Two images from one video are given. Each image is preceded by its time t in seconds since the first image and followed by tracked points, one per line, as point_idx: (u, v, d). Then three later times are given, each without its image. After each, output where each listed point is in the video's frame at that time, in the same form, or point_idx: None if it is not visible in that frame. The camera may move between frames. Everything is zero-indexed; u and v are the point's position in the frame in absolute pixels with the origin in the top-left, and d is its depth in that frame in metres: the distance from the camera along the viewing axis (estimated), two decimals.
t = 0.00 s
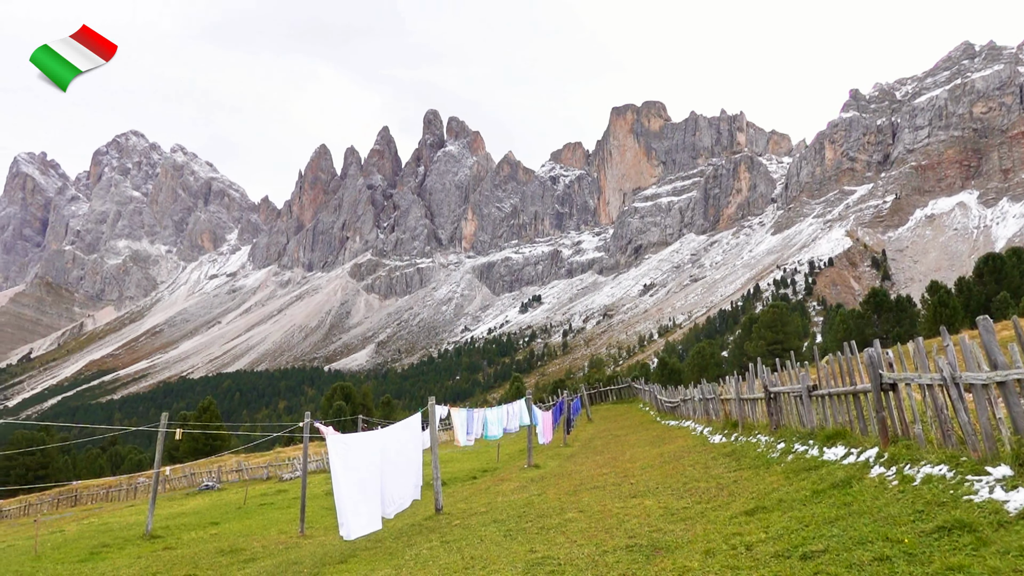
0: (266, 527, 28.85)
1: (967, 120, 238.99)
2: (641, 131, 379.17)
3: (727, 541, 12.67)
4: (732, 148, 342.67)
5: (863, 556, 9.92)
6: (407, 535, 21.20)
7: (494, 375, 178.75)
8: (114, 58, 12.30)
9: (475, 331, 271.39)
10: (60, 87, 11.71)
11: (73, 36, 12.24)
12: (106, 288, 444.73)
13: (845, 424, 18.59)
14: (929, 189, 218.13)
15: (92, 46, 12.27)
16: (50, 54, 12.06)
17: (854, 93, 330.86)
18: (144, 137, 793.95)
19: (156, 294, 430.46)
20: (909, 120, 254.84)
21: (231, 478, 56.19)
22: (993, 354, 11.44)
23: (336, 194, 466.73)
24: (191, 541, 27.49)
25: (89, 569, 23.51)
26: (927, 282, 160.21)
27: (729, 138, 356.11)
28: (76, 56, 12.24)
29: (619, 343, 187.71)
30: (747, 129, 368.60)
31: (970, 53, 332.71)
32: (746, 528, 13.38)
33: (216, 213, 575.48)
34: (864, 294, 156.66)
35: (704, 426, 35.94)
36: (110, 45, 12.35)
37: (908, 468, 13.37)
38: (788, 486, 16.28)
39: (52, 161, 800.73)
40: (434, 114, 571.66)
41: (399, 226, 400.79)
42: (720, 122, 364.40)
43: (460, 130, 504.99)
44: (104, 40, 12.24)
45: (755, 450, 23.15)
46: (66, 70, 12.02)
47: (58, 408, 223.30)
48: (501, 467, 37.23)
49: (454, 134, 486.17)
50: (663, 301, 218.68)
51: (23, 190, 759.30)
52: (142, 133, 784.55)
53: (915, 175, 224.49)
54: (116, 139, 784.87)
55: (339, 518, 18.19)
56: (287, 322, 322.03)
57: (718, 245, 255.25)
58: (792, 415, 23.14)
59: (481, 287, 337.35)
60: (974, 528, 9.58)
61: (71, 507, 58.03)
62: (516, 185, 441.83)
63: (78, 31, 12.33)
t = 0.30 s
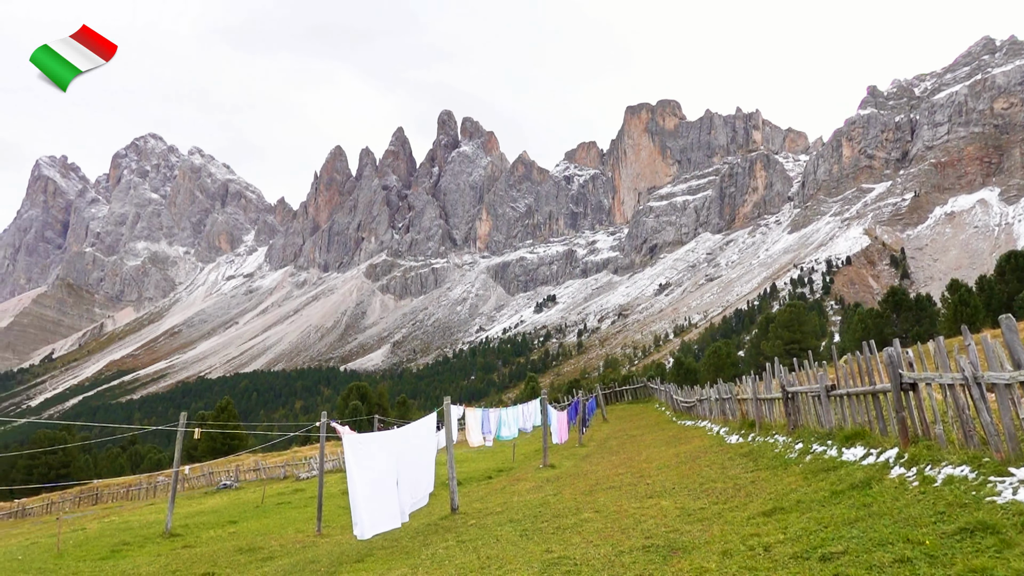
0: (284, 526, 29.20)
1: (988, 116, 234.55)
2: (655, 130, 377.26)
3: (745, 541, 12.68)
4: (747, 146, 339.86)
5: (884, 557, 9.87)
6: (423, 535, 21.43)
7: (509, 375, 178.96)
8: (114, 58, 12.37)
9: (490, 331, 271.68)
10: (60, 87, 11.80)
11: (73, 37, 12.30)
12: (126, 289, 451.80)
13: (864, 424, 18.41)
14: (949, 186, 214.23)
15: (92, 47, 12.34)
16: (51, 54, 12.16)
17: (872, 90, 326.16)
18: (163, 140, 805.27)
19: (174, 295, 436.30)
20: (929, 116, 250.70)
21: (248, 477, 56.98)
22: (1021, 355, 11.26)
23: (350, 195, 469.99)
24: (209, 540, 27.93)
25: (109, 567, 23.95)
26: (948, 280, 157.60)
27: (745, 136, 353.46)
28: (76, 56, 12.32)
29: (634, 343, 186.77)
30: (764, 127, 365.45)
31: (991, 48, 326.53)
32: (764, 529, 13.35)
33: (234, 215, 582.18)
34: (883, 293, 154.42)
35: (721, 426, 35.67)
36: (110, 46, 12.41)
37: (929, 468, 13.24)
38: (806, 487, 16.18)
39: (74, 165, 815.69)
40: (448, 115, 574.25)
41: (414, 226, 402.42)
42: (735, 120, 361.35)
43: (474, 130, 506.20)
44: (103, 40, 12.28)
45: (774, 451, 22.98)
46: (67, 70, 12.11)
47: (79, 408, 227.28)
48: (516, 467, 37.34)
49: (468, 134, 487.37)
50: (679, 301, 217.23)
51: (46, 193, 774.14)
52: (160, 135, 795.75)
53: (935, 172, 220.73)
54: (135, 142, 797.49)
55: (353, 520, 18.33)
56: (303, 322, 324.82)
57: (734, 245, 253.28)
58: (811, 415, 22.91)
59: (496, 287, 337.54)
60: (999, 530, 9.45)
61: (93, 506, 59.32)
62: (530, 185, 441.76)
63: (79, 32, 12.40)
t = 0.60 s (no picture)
0: (301, 525, 29.52)
1: (1010, 112, 230.13)
2: (670, 129, 375.41)
3: (764, 543, 12.64)
4: (763, 144, 336.87)
5: (905, 559, 9.81)
6: (439, 534, 21.62)
7: (524, 375, 178.92)
8: (113, 57, 12.76)
9: (505, 331, 271.85)
10: (60, 87, 12.21)
11: (74, 37, 12.73)
12: (145, 290, 458.58)
13: (884, 424, 18.24)
14: (969, 184, 210.34)
15: (91, 46, 12.70)
16: (50, 54, 12.56)
17: (890, 87, 321.68)
18: (181, 143, 816.15)
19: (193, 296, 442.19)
20: (948, 113, 246.66)
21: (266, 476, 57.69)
22: None
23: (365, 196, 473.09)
24: (228, 538, 28.39)
25: (128, 565, 24.34)
26: (969, 279, 154.91)
27: (761, 134, 350.72)
28: (76, 56, 12.72)
29: (649, 343, 185.99)
30: (780, 125, 361.62)
31: (1013, 43, 320.32)
32: (782, 530, 13.32)
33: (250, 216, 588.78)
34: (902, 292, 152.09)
35: (738, 426, 35.45)
36: (110, 46, 12.80)
37: (950, 470, 13.13)
38: (825, 488, 16.10)
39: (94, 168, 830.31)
40: (462, 115, 575.92)
41: (429, 227, 403.89)
42: (751, 118, 358.23)
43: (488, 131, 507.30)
44: (103, 40, 12.68)
45: (791, 451, 22.83)
46: (67, 70, 12.54)
47: (101, 408, 231.55)
48: (531, 467, 37.45)
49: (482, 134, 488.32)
50: (694, 300, 216.02)
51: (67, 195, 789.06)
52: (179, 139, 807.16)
53: (955, 169, 217.08)
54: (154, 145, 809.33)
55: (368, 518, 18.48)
56: (319, 323, 327.38)
57: (750, 244, 251.20)
58: (829, 416, 22.69)
59: (511, 287, 337.73)
60: (1022, 533, 9.37)
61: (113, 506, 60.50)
62: (544, 185, 441.47)
63: (79, 31, 12.79)
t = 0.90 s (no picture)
0: (319, 525, 29.92)
1: None
2: (686, 128, 373.34)
3: (784, 545, 12.62)
4: (781, 143, 333.29)
5: (927, 563, 9.74)
6: (457, 535, 21.78)
7: (541, 375, 179.11)
8: (113, 57, 13.08)
9: (521, 332, 271.89)
10: (60, 88, 12.56)
11: (73, 36, 13.03)
12: (165, 292, 466.02)
13: (906, 425, 18.02)
14: (992, 181, 205.92)
15: (92, 47, 13.08)
16: (51, 54, 12.91)
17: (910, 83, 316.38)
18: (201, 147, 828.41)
19: (212, 298, 448.64)
20: (970, 110, 241.92)
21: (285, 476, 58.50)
22: None
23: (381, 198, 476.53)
24: (248, 538, 28.88)
25: (150, 564, 24.93)
26: (993, 278, 151.68)
27: (779, 132, 347.02)
28: (76, 56, 13.06)
29: (666, 344, 184.94)
30: (797, 123, 357.18)
31: None
32: (803, 532, 13.25)
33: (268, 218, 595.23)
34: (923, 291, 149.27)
35: (756, 428, 35.12)
36: (110, 46, 13.12)
37: (974, 472, 12.94)
38: (846, 490, 15.98)
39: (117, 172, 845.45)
40: (477, 117, 576.94)
41: (444, 228, 405.26)
42: (768, 116, 354.52)
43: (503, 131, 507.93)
44: (102, 40, 13.02)
45: (811, 453, 22.63)
46: (67, 70, 12.89)
47: (123, 409, 235.96)
48: (549, 467, 37.47)
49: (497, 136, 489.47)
50: (711, 300, 214.57)
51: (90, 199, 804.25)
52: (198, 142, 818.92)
53: (977, 166, 212.74)
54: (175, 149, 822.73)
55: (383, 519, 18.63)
56: (336, 324, 330.09)
57: (768, 243, 248.89)
58: (850, 417, 22.46)
59: (527, 288, 337.61)
60: None
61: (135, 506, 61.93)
62: (560, 185, 440.86)
63: (78, 30, 13.09)
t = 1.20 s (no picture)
0: (336, 523, 30.28)
1: None
2: (702, 126, 370.96)
3: (803, 546, 12.58)
4: (798, 140, 329.39)
5: (950, 565, 9.67)
6: (472, 534, 21.89)
7: (556, 375, 178.92)
8: (112, 57, 13.60)
9: (536, 332, 271.69)
10: (59, 86, 13.01)
11: (73, 37, 13.54)
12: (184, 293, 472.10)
13: (927, 426, 17.79)
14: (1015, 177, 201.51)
15: (90, 45, 13.55)
16: (52, 55, 13.41)
17: (930, 79, 310.85)
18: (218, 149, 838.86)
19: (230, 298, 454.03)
20: (992, 105, 237.16)
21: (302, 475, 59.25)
22: None
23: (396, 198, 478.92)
24: (267, 536, 29.30)
25: (171, 561, 25.51)
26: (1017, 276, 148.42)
27: (796, 130, 343.10)
28: (75, 56, 13.55)
29: (681, 343, 183.41)
30: (815, 121, 352.81)
31: None
32: (821, 533, 13.21)
33: (284, 219, 600.81)
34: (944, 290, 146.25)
35: (774, 429, 34.81)
36: (110, 46, 13.67)
37: (998, 473, 12.76)
38: (867, 491, 15.78)
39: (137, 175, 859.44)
40: (492, 116, 577.55)
41: (459, 228, 406.13)
42: (785, 114, 350.80)
43: (518, 131, 508.20)
44: (101, 39, 13.55)
45: (830, 454, 22.39)
46: (64, 69, 13.36)
47: (142, 407, 239.83)
48: (564, 467, 37.42)
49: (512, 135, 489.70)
50: (728, 299, 212.73)
51: (110, 201, 817.50)
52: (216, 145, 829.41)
53: (999, 162, 208.49)
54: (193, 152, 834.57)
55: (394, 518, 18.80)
56: (352, 324, 332.50)
57: (785, 242, 246.08)
58: (869, 416, 22.24)
59: (542, 287, 336.99)
60: None
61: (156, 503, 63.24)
62: (574, 185, 439.79)
63: (79, 32, 13.64)
